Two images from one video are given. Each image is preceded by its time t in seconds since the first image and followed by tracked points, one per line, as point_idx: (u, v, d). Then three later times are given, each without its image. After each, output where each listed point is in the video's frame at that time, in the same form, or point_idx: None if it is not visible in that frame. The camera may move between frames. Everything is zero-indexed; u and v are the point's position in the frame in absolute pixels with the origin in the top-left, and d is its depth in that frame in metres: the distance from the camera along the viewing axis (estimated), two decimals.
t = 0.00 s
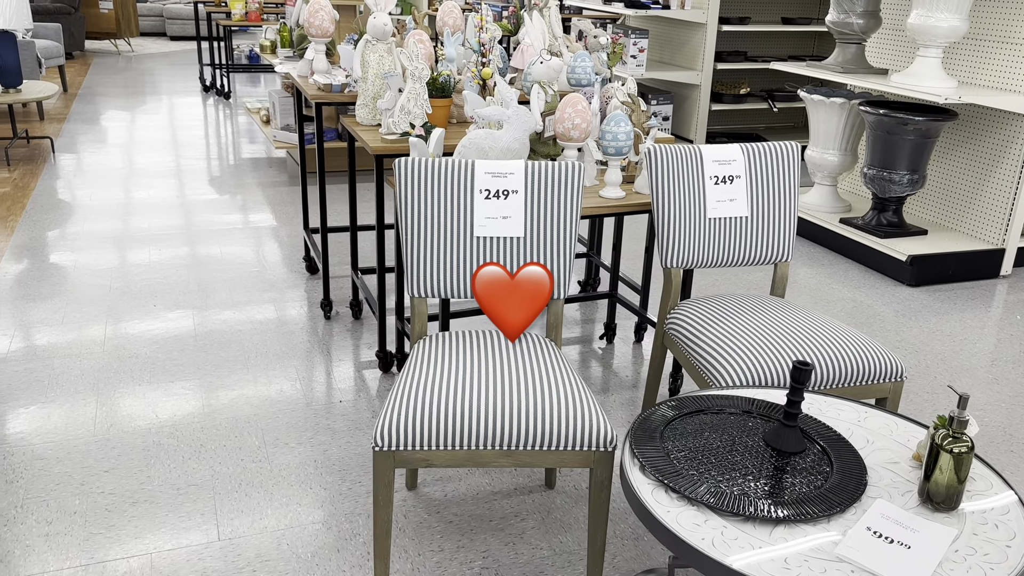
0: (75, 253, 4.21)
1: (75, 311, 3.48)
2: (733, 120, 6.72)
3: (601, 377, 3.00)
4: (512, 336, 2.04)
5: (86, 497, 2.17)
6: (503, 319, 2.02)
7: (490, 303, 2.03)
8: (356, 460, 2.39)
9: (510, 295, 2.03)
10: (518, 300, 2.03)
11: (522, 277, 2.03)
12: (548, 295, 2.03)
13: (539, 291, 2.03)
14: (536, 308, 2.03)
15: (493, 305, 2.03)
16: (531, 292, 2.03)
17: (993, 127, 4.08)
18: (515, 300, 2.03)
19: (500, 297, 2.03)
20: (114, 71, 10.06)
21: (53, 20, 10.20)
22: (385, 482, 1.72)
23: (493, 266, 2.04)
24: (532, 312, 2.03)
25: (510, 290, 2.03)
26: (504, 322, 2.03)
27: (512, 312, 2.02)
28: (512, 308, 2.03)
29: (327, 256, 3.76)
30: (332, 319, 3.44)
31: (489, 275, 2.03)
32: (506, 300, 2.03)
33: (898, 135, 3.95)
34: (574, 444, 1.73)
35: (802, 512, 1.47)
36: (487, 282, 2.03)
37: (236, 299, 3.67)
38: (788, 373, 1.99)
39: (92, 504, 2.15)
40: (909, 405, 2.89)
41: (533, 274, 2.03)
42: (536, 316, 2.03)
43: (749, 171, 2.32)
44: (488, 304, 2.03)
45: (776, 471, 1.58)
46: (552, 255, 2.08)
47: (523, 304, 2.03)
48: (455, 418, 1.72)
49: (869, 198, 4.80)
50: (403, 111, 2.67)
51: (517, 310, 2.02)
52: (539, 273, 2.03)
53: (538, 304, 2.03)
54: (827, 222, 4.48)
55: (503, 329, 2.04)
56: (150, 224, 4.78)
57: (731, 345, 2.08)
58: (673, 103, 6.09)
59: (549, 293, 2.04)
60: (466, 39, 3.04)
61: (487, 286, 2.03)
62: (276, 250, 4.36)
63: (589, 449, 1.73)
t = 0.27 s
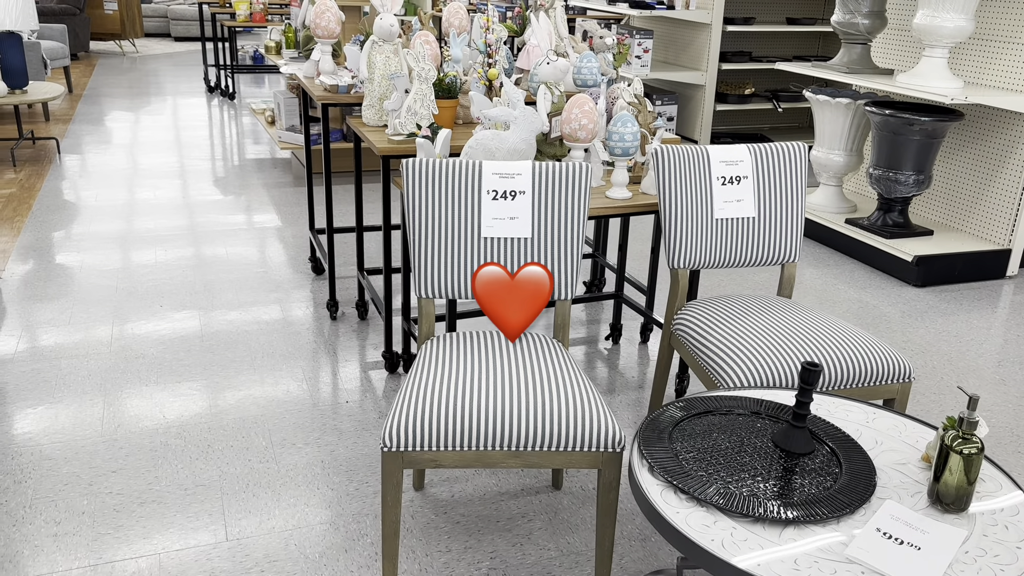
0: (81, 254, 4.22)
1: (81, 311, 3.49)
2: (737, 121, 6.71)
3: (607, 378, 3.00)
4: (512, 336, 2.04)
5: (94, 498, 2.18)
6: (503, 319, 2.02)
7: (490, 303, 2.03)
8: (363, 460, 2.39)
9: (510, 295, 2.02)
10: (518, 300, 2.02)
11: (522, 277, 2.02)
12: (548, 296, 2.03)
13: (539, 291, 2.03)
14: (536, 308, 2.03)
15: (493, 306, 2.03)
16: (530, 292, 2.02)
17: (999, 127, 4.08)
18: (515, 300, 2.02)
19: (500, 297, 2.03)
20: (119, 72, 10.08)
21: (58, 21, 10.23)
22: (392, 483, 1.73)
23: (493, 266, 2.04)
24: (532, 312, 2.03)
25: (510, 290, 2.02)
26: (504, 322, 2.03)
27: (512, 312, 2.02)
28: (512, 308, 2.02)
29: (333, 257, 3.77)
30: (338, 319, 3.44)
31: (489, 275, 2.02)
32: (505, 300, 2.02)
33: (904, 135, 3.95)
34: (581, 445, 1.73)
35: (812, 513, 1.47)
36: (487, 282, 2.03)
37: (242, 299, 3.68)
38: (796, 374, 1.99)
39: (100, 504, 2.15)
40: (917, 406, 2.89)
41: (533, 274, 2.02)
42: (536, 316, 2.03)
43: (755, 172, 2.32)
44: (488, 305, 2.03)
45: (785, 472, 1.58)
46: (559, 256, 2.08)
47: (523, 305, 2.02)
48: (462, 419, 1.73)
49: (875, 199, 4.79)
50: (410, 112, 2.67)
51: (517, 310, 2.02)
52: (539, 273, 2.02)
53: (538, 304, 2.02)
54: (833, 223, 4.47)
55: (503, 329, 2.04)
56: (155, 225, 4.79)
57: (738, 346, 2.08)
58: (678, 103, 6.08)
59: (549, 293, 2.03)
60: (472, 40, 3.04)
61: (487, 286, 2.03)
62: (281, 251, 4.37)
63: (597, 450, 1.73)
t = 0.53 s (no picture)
0: (85, 253, 4.22)
1: (86, 310, 3.49)
2: (741, 119, 6.70)
3: (612, 377, 3.00)
4: (512, 336, 2.02)
5: (99, 497, 2.18)
6: (503, 320, 2.01)
7: (489, 303, 2.01)
8: (369, 460, 2.39)
9: (510, 295, 2.01)
10: (518, 300, 2.01)
11: (522, 277, 2.01)
12: (548, 296, 2.02)
13: (539, 291, 2.01)
14: (536, 308, 2.01)
15: (493, 306, 2.02)
16: (531, 292, 2.01)
17: (1005, 125, 4.06)
18: (515, 301, 2.01)
19: (500, 297, 2.01)
20: (121, 71, 10.09)
21: (61, 20, 10.24)
22: (399, 482, 1.72)
23: (493, 266, 2.02)
24: (531, 313, 2.01)
25: (510, 290, 2.01)
26: (504, 323, 2.01)
27: (511, 312, 2.01)
28: (512, 308, 2.01)
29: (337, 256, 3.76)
30: (343, 318, 3.44)
31: (489, 276, 2.01)
32: (506, 300, 2.01)
33: (909, 133, 3.94)
34: (588, 445, 1.72)
35: (821, 513, 1.46)
36: (487, 283, 2.01)
37: (246, 298, 3.68)
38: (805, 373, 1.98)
39: (105, 504, 2.15)
40: (923, 405, 2.88)
41: (533, 274, 2.01)
42: (536, 316, 2.02)
43: (762, 170, 2.32)
44: (488, 304, 2.01)
45: (794, 472, 1.57)
46: (565, 255, 2.07)
47: (523, 305, 2.01)
48: (469, 418, 1.72)
49: (880, 197, 4.78)
50: (415, 111, 2.67)
51: (517, 310, 2.01)
52: (539, 273, 2.01)
53: (538, 304, 2.01)
54: (837, 221, 4.46)
55: (503, 329, 2.02)
56: (158, 224, 4.79)
57: (745, 345, 2.08)
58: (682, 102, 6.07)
59: (549, 293, 2.02)
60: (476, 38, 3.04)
61: (487, 286, 2.01)
62: (284, 250, 4.37)
63: (604, 450, 1.73)
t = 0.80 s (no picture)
0: (86, 252, 4.21)
1: (88, 310, 3.48)
2: (744, 117, 6.68)
3: (617, 376, 2.98)
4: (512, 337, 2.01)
5: (102, 499, 2.17)
6: (503, 320, 2.00)
7: (489, 302, 2.00)
8: (373, 461, 2.37)
9: (510, 295, 1.99)
10: (518, 300, 1.99)
11: (522, 277, 2.00)
12: (548, 296, 2.01)
13: (539, 291, 2.00)
14: (536, 308, 2.00)
15: (493, 306, 2.00)
16: (530, 292, 2.00)
17: (1011, 123, 4.04)
18: (515, 301, 1.99)
19: (500, 297, 2.00)
20: (122, 70, 10.07)
21: (62, 19, 10.23)
22: (404, 484, 1.71)
23: (493, 266, 2.01)
24: (531, 313, 2.00)
25: (510, 290, 2.00)
26: (504, 323, 2.00)
27: (512, 313, 1.99)
28: (512, 308, 1.99)
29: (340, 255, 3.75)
30: (346, 318, 3.43)
31: (489, 275, 1.99)
32: (506, 300, 1.99)
33: (914, 131, 3.92)
34: (595, 446, 1.71)
35: (831, 515, 1.45)
36: (487, 282, 1.99)
37: (249, 298, 3.66)
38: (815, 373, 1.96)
39: (108, 505, 2.14)
40: (929, 405, 2.86)
41: (533, 274, 2.00)
42: (536, 316, 2.00)
43: (768, 168, 2.30)
44: (488, 304, 2.00)
45: (803, 474, 1.56)
46: (571, 254, 2.06)
47: (523, 305, 2.00)
48: (475, 420, 1.71)
49: (884, 195, 4.76)
50: (418, 110, 2.66)
51: (517, 310, 2.00)
52: (539, 273, 2.00)
53: (538, 304, 2.00)
54: (842, 219, 4.45)
55: (502, 329, 2.01)
56: (160, 223, 4.78)
57: (752, 345, 2.06)
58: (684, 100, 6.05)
59: (549, 293, 2.01)
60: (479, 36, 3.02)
61: (487, 286, 1.99)
62: (286, 249, 4.36)
63: (611, 451, 1.71)
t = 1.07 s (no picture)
0: (89, 251, 4.18)
1: (90, 309, 3.46)
2: (748, 113, 6.65)
3: (623, 375, 2.96)
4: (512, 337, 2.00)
5: (107, 501, 2.15)
6: (503, 320, 1.98)
7: (489, 303, 1.99)
8: (379, 462, 2.35)
9: (509, 295, 1.98)
10: (518, 300, 1.98)
11: (522, 277, 1.98)
12: (548, 296, 1.99)
13: (539, 291, 1.98)
14: (536, 308, 1.99)
15: (493, 306, 1.99)
16: (530, 292, 1.98)
17: (1018, 118, 4.02)
18: (515, 301, 1.98)
19: (500, 297, 1.98)
20: (122, 66, 10.05)
21: (62, 15, 10.19)
22: (414, 487, 1.69)
23: (492, 266, 1.99)
24: (531, 313, 1.99)
25: (510, 290, 1.98)
26: (504, 323, 1.98)
27: (512, 313, 1.98)
28: (512, 308, 1.98)
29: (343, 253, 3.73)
30: (350, 317, 3.41)
31: (489, 276, 1.98)
32: (506, 300, 1.98)
33: (921, 127, 3.89)
34: (606, 448, 1.69)
35: (847, 518, 1.42)
36: (487, 282, 1.98)
37: (252, 296, 3.64)
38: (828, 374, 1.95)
39: (113, 508, 2.12)
40: (938, 404, 2.84)
41: (533, 274, 1.98)
42: (536, 316, 1.99)
43: (778, 166, 2.28)
44: (488, 304, 1.98)
45: (818, 476, 1.53)
46: (580, 253, 2.04)
47: (523, 305, 1.98)
48: (484, 422, 1.69)
49: (890, 192, 4.73)
50: (423, 107, 2.63)
51: (517, 310, 1.98)
52: (539, 273, 1.98)
53: (538, 304, 1.98)
54: (848, 216, 4.42)
55: (503, 329, 2.00)
56: (162, 220, 4.75)
57: (764, 345, 2.04)
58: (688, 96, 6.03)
59: (549, 292, 1.99)
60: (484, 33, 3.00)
61: (487, 286, 1.98)
62: (289, 247, 4.33)
63: (622, 453, 1.69)
